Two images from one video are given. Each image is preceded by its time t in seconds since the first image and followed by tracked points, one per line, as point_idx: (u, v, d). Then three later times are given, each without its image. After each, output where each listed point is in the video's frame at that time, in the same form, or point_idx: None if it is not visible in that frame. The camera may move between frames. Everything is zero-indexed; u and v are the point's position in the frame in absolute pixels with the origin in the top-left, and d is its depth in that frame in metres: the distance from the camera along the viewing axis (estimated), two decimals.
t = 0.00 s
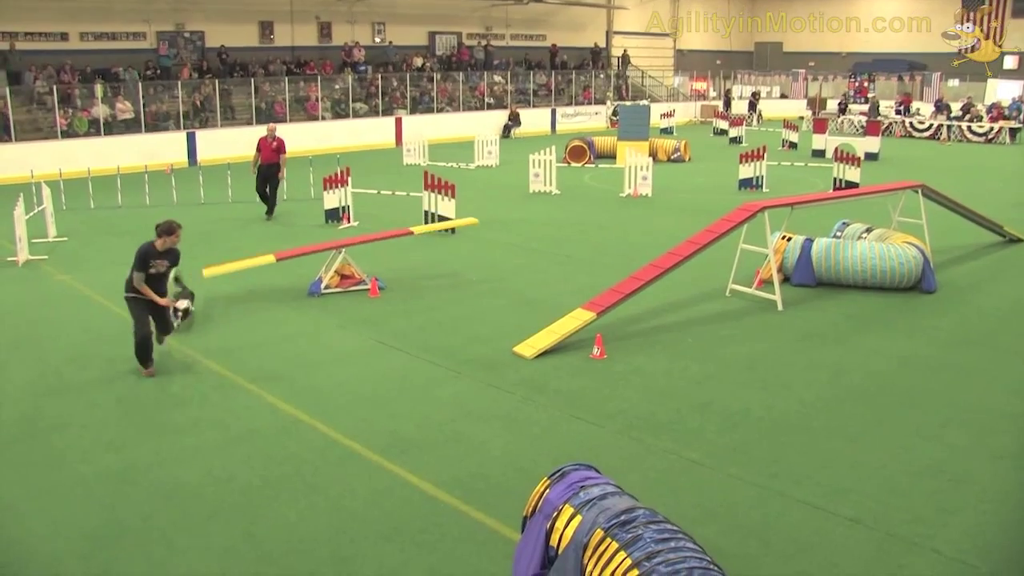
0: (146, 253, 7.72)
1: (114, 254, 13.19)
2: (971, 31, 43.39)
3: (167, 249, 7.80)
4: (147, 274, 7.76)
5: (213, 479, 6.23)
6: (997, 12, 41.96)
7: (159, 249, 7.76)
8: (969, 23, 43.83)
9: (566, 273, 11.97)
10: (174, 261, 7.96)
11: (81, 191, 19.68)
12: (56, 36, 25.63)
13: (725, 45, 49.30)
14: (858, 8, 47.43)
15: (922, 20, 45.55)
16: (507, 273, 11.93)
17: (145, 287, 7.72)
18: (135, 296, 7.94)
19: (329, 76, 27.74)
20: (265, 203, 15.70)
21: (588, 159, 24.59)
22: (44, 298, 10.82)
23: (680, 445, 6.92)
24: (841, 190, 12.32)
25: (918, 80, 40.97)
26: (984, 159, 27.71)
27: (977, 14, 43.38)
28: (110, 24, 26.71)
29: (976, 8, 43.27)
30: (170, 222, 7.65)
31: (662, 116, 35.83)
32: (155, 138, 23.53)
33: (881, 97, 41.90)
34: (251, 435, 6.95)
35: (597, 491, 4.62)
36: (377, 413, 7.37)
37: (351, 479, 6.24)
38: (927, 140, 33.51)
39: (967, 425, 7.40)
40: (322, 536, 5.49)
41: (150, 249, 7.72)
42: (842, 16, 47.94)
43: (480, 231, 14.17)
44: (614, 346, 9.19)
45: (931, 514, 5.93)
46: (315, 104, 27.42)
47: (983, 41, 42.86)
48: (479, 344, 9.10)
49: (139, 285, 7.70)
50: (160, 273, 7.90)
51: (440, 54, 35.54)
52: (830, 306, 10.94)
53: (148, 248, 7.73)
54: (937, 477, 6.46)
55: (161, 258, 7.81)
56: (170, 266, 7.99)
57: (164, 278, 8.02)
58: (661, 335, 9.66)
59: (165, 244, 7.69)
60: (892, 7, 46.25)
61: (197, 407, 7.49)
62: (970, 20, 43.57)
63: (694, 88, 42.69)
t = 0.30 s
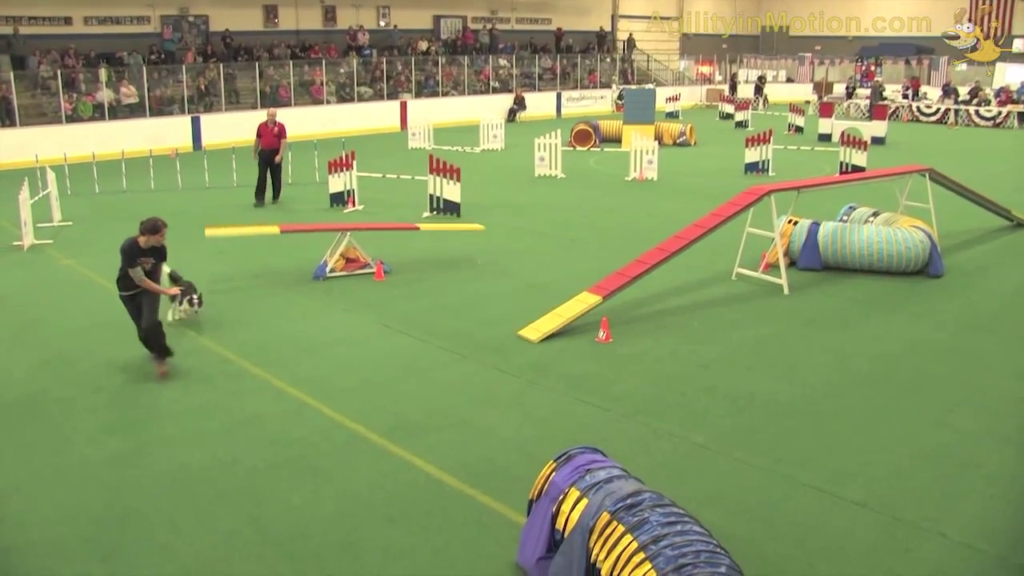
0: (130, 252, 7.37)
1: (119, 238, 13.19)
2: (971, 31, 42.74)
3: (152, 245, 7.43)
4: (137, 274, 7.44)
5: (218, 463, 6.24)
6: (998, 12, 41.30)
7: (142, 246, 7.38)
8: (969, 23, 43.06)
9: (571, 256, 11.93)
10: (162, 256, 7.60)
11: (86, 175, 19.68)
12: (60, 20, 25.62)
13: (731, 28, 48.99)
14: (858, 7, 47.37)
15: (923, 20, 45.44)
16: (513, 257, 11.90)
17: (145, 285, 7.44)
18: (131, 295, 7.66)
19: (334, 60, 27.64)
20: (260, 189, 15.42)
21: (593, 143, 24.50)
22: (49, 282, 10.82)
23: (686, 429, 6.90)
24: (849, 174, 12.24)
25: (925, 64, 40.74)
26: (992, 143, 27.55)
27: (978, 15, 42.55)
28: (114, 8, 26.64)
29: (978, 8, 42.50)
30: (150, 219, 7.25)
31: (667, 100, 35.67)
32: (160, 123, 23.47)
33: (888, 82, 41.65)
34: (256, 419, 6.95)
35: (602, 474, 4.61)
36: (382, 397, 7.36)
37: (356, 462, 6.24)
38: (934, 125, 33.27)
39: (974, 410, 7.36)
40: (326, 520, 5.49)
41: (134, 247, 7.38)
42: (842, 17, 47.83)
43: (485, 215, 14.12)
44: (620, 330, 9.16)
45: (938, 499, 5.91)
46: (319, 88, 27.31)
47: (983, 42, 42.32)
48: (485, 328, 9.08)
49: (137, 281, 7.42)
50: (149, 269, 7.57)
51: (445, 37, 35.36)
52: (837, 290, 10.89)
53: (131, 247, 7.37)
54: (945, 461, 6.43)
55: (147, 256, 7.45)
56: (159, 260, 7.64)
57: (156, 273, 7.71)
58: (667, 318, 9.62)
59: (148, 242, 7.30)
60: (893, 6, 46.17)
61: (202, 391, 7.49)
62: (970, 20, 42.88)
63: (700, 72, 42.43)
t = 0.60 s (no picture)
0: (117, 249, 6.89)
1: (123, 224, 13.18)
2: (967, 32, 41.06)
3: (141, 241, 6.97)
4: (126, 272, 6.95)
5: (223, 448, 6.24)
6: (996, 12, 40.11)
7: (131, 242, 6.92)
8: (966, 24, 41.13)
9: (576, 241, 11.90)
10: (154, 254, 7.14)
11: (90, 161, 19.66)
12: (63, 6, 25.55)
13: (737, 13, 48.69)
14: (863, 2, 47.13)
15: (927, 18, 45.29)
16: (517, 242, 11.87)
17: (136, 283, 6.92)
18: (122, 296, 7.18)
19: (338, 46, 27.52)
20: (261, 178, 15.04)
21: (598, 128, 24.40)
22: (55, 268, 10.83)
23: (692, 414, 6.88)
24: (855, 159, 12.17)
25: (932, 49, 40.50)
26: (1000, 128, 27.38)
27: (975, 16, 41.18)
28: None
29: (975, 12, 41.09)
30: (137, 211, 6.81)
31: (672, 85, 35.50)
32: (163, 108, 23.41)
33: (894, 67, 41.43)
34: (260, 404, 6.95)
35: (608, 459, 4.60)
36: (386, 382, 7.36)
37: (361, 447, 6.23)
38: (940, 111, 33.05)
39: (980, 395, 7.33)
40: (331, 505, 5.49)
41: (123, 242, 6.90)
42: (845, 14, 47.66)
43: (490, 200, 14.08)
44: (626, 315, 9.13)
45: (943, 484, 5.89)
46: (323, 73, 27.22)
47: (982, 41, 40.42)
48: (490, 313, 9.06)
49: (127, 279, 6.90)
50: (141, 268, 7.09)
51: (450, 23, 35.17)
52: (843, 275, 10.85)
53: (118, 243, 6.90)
54: (952, 447, 6.40)
55: (137, 252, 6.98)
56: (151, 259, 7.18)
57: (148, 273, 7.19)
58: (672, 303, 9.59)
59: (136, 236, 6.85)
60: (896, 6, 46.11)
61: (208, 375, 7.50)
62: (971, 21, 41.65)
63: (705, 57, 42.18)
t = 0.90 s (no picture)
0: (100, 243, 6.62)
1: (129, 205, 13.17)
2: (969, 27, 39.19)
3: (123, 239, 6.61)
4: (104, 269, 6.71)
5: (231, 428, 6.24)
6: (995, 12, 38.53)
7: (112, 239, 6.60)
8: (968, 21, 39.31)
9: (583, 223, 11.85)
10: (142, 253, 6.74)
11: (97, 143, 19.64)
12: None
13: None
14: None
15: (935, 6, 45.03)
16: (524, 223, 11.82)
17: (94, 283, 6.68)
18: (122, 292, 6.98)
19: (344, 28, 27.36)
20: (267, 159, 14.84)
21: (605, 110, 24.27)
22: (62, 249, 10.84)
23: (699, 395, 6.86)
24: (864, 140, 12.07)
25: (942, 31, 40.13)
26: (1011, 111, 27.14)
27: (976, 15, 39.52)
28: None
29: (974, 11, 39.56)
30: (118, 208, 6.40)
31: (680, 67, 35.27)
32: (169, 90, 23.36)
33: (904, 50, 41.09)
34: (267, 384, 6.95)
35: (616, 440, 4.58)
36: (393, 363, 7.34)
37: (368, 428, 6.23)
38: (950, 93, 32.77)
39: (990, 378, 7.28)
40: (337, 485, 5.49)
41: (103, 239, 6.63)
42: None
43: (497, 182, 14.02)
44: (633, 296, 9.09)
45: (952, 467, 5.86)
46: (330, 55, 27.09)
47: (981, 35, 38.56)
48: (497, 294, 9.03)
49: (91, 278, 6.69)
50: (126, 265, 6.78)
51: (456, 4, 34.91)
52: (852, 257, 10.79)
53: (101, 238, 6.61)
54: (961, 430, 6.36)
55: (118, 250, 6.67)
56: (144, 258, 6.77)
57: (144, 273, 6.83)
58: (679, 285, 9.54)
59: (116, 234, 6.45)
60: None
61: (215, 356, 7.50)
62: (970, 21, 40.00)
63: (713, 39, 41.88)
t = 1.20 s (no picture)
0: (88, 240, 6.17)
1: (135, 190, 13.15)
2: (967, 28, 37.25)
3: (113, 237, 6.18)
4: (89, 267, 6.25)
5: (237, 412, 6.24)
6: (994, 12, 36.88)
7: (101, 237, 6.16)
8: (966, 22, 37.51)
9: (590, 208, 11.80)
10: (133, 253, 6.32)
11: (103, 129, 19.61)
12: None
13: None
14: None
15: None
16: (530, 208, 11.77)
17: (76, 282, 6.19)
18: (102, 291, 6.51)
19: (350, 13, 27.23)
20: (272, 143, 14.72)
21: (612, 95, 24.15)
22: (68, 234, 10.83)
23: (706, 380, 6.83)
24: (872, 125, 11.98)
25: (952, 15, 39.80)
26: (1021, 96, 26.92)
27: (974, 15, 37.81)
28: None
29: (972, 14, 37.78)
30: (108, 204, 6.01)
31: (687, 52, 35.09)
32: (175, 76, 23.30)
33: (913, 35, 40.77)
34: (274, 368, 6.95)
35: (623, 424, 4.56)
36: (400, 347, 7.33)
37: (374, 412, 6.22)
38: (959, 78, 32.51)
39: (998, 363, 7.24)
40: (343, 469, 5.49)
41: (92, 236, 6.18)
42: None
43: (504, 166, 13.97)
44: (640, 281, 9.05)
45: (961, 452, 5.82)
46: (335, 40, 26.98)
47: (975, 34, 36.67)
48: (503, 279, 9.00)
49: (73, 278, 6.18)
50: (114, 264, 6.33)
51: None
52: (860, 242, 10.73)
53: (90, 235, 6.17)
54: (970, 415, 6.33)
55: (107, 248, 6.23)
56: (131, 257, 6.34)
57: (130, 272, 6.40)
58: (686, 269, 9.50)
59: (106, 232, 6.06)
60: None
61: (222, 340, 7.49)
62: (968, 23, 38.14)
63: (719, 24, 41.61)
